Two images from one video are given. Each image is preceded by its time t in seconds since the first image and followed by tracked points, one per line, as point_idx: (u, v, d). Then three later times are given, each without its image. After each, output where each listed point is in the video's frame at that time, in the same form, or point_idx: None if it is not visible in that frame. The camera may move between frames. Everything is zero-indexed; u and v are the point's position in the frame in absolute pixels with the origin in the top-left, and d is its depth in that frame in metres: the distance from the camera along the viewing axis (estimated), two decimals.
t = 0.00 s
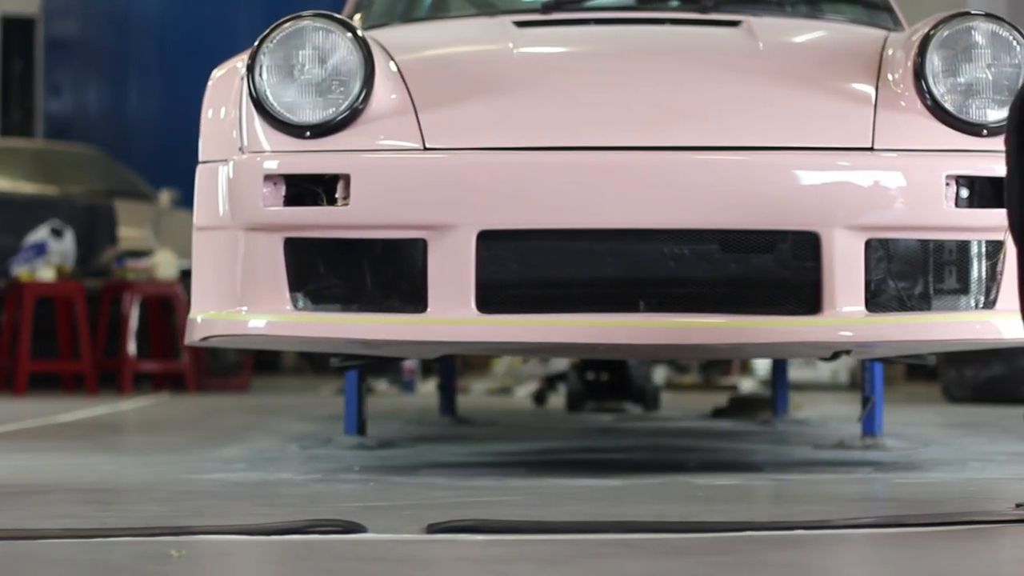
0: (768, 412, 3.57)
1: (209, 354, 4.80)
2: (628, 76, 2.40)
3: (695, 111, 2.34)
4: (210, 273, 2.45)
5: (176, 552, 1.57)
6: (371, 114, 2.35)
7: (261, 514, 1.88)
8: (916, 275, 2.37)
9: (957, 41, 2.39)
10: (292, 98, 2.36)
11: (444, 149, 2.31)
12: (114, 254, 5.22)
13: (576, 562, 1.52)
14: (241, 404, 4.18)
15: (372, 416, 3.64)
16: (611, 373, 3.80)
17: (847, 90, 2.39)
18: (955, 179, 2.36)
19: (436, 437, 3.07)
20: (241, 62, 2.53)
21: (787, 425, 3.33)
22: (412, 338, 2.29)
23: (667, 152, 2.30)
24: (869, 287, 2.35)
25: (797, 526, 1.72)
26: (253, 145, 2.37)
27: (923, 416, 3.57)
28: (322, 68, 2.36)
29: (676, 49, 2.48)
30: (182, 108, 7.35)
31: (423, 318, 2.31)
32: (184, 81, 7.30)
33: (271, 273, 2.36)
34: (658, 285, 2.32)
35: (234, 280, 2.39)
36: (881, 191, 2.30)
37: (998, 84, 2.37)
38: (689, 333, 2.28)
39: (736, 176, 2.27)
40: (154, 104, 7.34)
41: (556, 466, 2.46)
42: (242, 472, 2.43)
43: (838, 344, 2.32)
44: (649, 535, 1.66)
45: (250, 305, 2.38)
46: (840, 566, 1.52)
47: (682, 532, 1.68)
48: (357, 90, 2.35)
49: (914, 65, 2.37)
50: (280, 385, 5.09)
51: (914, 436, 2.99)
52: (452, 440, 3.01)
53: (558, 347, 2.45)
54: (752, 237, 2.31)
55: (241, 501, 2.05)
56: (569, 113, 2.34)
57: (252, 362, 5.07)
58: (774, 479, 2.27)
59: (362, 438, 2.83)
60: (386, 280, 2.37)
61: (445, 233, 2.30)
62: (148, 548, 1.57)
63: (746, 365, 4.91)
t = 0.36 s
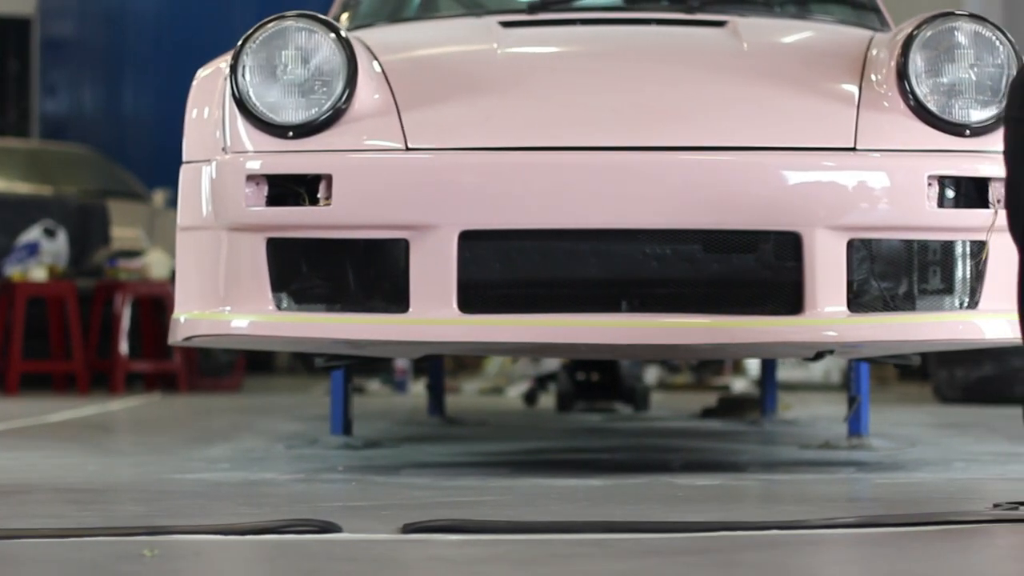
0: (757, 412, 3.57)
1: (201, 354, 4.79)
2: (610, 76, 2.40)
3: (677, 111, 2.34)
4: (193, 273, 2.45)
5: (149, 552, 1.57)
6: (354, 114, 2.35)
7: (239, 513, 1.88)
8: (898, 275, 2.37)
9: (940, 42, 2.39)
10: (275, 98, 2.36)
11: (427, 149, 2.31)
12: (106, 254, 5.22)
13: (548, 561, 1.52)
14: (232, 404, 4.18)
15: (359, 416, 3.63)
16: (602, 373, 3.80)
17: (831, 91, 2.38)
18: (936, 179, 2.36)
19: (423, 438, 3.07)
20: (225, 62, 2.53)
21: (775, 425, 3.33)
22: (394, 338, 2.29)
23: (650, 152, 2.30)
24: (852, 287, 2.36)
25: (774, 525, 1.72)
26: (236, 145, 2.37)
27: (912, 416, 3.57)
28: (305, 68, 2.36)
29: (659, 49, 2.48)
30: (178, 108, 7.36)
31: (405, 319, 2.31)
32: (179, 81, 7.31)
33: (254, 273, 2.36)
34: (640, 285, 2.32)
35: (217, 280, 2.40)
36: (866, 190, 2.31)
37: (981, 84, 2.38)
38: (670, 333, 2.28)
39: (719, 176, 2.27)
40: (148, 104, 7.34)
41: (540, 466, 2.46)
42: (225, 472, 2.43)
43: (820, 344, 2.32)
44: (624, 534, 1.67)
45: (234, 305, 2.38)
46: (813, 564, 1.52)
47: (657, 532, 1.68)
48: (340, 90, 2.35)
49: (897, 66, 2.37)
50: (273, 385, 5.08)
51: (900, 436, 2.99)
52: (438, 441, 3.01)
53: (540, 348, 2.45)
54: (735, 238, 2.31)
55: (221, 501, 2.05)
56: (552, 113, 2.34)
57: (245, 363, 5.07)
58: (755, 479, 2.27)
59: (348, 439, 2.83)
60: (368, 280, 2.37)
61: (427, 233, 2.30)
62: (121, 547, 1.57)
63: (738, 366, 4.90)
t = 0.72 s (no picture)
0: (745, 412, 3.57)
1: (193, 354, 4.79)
2: (593, 76, 2.40)
3: (659, 110, 2.34)
4: (176, 273, 2.45)
5: (121, 551, 1.57)
6: (336, 113, 2.35)
7: (216, 513, 1.88)
8: (880, 275, 2.38)
9: (923, 41, 2.38)
10: (257, 98, 2.36)
11: (409, 149, 2.31)
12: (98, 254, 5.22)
13: (520, 561, 1.51)
14: (222, 403, 4.18)
15: (349, 417, 3.58)
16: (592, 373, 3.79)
17: (814, 90, 2.38)
18: (919, 179, 2.36)
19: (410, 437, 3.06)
20: (208, 62, 2.52)
21: (764, 425, 3.33)
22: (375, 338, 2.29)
23: (631, 152, 2.29)
24: (834, 287, 2.36)
25: (749, 524, 1.72)
26: (218, 145, 2.37)
27: (900, 416, 3.57)
28: (287, 68, 2.36)
29: (643, 49, 2.48)
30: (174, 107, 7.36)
31: (386, 318, 2.31)
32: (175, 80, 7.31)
33: (236, 273, 2.36)
34: (621, 284, 2.32)
35: (200, 280, 2.40)
36: (849, 190, 2.31)
37: (964, 83, 2.38)
38: (651, 332, 2.28)
39: (700, 175, 2.27)
40: (144, 103, 7.34)
41: (523, 466, 2.46)
42: (207, 472, 2.43)
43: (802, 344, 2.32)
44: (598, 534, 1.66)
45: (217, 304, 2.38)
46: (785, 563, 1.52)
47: (632, 531, 1.67)
48: (322, 90, 2.35)
49: (879, 65, 2.37)
50: (265, 385, 5.08)
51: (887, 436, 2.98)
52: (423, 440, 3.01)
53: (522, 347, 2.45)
54: (716, 237, 2.31)
55: (200, 501, 2.05)
56: (534, 113, 2.34)
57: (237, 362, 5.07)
58: (736, 479, 2.27)
59: (334, 438, 2.83)
60: (351, 280, 2.37)
61: (409, 232, 2.30)
62: (93, 547, 1.57)
63: (731, 365, 4.90)
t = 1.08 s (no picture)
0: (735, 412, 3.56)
1: (185, 354, 4.79)
2: (576, 76, 2.40)
3: (641, 111, 2.34)
4: (159, 273, 2.45)
5: (94, 550, 1.57)
6: (319, 113, 2.35)
7: (194, 513, 1.88)
8: (863, 275, 2.38)
9: (906, 41, 2.39)
10: (240, 97, 2.36)
11: (391, 149, 2.31)
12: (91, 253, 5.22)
13: (491, 562, 1.51)
14: (213, 403, 4.18)
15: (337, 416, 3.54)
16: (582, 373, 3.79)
17: (797, 90, 2.38)
18: (901, 179, 2.36)
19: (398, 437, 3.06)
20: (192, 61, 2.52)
21: (752, 425, 3.32)
22: (357, 338, 2.29)
23: (614, 152, 2.29)
24: (816, 287, 2.36)
25: (723, 523, 1.72)
26: (201, 144, 2.37)
27: (890, 416, 3.57)
28: (270, 67, 2.36)
29: (626, 49, 2.48)
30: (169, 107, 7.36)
31: (369, 318, 2.31)
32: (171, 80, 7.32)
33: (219, 273, 2.36)
34: (604, 284, 2.32)
35: (185, 280, 2.40)
36: (834, 190, 2.31)
37: (947, 84, 2.38)
38: (633, 332, 2.28)
39: (682, 175, 2.27)
40: (140, 104, 7.35)
41: (506, 466, 2.46)
42: (190, 471, 2.43)
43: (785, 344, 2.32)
44: (573, 534, 1.66)
45: (201, 304, 2.38)
46: (756, 563, 1.52)
47: (606, 531, 1.68)
48: (305, 89, 2.35)
49: (862, 65, 2.37)
50: (258, 384, 5.08)
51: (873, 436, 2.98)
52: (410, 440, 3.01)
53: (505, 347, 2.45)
54: (698, 237, 2.31)
55: (179, 501, 2.05)
56: (517, 113, 2.34)
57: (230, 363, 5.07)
58: (718, 479, 2.27)
59: (320, 438, 2.83)
60: (334, 280, 2.37)
61: (390, 232, 2.30)
62: (66, 546, 1.57)
63: (724, 365, 4.90)
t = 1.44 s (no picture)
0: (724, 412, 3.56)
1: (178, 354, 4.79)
2: (561, 76, 2.40)
3: (625, 111, 2.34)
4: (143, 273, 2.45)
5: (68, 550, 1.58)
6: (303, 113, 2.35)
7: (173, 513, 1.88)
8: (847, 275, 2.38)
9: (890, 41, 2.39)
10: (224, 97, 2.36)
11: (375, 149, 2.31)
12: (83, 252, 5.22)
13: (464, 562, 1.51)
14: (204, 403, 4.18)
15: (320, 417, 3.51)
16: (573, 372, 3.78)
17: (780, 91, 2.39)
18: (885, 179, 2.37)
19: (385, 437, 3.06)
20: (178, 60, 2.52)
21: (741, 425, 3.32)
22: (340, 338, 2.29)
23: (597, 152, 2.29)
24: (800, 287, 2.36)
25: (699, 524, 1.72)
26: (185, 144, 2.37)
27: (880, 416, 3.57)
28: (254, 67, 2.37)
29: (610, 49, 2.48)
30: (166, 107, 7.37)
31: (352, 318, 2.31)
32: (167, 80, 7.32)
33: (203, 272, 2.36)
34: (587, 284, 2.32)
35: (169, 280, 2.40)
36: (820, 191, 2.31)
37: (931, 84, 2.39)
38: (616, 332, 2.28)
39: (665, 175, 2.27)
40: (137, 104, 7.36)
41: (491, 466, 2.46)
42: (174, 471, 2.44)
43: (768, 344, 2.32)
44: (548, 534, 1.66)
45: (185, 304, 2.38)
46: (729, 562, 1.52)
47: (582, 531, 1.68)
48: (289, 89, 2.35)
49: (846, 65, 2.38)
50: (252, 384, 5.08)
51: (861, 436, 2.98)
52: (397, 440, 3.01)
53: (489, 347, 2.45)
54: (682, 237, 2.31)
55: (160, 501, 2.05)
56: (501, 113, 2.34)
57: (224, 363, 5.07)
58: (701, 478, 2.27)
59: (306, 438, 2.83)
60: (318, 280, 2.37)
61: (373, 232, 2.30)
62: (41, 546, 1.58)
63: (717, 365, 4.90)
